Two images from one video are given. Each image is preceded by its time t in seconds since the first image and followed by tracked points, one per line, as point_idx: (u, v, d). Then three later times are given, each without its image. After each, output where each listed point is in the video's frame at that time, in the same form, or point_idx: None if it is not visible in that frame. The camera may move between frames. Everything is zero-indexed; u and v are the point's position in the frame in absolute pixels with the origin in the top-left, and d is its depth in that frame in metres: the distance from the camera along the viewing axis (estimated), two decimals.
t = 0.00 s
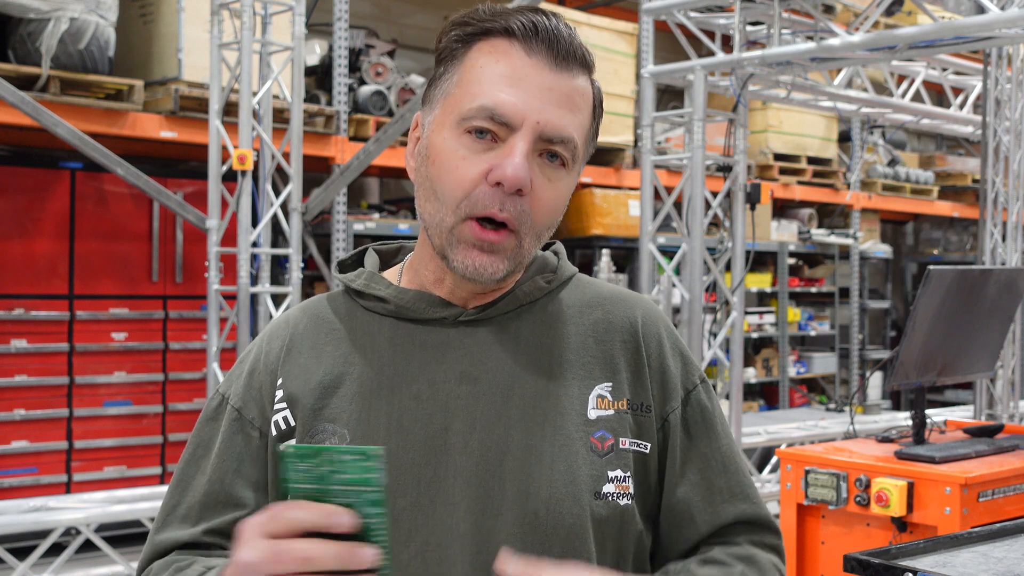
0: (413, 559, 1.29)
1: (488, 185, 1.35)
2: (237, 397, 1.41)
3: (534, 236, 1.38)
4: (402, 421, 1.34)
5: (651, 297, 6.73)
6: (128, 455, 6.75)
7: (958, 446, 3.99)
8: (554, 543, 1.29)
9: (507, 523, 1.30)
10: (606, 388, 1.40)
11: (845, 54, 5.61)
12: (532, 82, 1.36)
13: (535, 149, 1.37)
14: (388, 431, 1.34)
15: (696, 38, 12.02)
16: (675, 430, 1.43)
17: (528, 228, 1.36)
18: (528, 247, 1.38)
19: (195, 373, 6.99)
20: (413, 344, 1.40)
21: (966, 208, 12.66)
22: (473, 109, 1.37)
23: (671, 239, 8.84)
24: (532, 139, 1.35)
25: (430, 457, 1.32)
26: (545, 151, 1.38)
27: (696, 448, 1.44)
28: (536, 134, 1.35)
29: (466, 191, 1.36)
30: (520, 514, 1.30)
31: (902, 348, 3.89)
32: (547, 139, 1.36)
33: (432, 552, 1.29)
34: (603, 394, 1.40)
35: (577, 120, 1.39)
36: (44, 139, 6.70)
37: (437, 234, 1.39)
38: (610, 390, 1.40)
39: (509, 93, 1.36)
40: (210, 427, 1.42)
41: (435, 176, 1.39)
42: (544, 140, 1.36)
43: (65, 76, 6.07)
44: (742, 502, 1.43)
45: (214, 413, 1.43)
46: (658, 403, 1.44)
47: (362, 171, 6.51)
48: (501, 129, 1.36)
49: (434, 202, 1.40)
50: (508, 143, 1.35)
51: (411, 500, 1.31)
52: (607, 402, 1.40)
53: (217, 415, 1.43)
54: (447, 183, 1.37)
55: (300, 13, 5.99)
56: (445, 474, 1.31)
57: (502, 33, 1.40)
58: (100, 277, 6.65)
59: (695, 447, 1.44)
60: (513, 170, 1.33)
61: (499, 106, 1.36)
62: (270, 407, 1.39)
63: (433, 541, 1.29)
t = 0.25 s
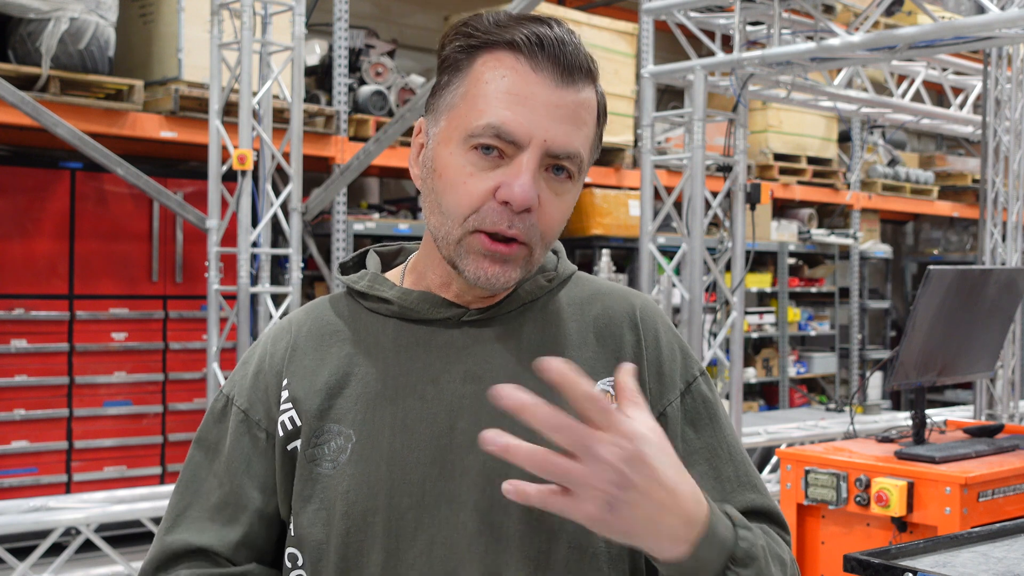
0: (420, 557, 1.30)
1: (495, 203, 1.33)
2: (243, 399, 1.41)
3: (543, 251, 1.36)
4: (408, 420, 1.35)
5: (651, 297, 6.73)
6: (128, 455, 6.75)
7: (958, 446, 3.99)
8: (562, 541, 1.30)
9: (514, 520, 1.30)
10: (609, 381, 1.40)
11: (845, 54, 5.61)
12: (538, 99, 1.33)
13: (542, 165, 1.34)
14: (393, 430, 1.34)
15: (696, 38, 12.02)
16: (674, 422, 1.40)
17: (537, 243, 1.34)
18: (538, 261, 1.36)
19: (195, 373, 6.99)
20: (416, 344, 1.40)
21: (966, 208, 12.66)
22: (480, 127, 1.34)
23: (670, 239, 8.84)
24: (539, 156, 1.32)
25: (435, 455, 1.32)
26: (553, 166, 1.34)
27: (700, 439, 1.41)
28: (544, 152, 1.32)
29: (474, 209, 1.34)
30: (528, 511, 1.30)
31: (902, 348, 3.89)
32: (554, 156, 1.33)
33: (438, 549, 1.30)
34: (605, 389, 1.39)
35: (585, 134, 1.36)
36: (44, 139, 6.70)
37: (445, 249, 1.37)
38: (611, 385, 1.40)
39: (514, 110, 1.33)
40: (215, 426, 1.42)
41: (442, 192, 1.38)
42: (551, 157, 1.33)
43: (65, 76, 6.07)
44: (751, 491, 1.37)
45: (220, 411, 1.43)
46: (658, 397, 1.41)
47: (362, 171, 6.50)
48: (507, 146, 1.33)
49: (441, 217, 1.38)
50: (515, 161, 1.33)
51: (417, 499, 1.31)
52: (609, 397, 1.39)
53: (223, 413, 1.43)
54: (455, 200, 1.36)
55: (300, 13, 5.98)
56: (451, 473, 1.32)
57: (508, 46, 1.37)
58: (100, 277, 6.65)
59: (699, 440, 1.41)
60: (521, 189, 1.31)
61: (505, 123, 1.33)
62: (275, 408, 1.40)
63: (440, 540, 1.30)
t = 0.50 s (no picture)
0: (417, 556, 1.30)
1: (465, 173, 1.37)
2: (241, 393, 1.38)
3: (520, 215, 1.39)
4: (404, 419, 1.34)
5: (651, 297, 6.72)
6: (127, 455, 6.75)
7: (958, 446, 3.99)
8: (560, 540, 1.30)
9: (511, 519, 1.30)
10: (606, 383, 1.40)
11: (845, 54, 5.61)
12: (492, 70, 1.38)
13: (507, 132, 1.38)
14: (390, 430, 1.34)
15: (696, 38, 12.02)
16: (680, 423, 1.41)
17: (512, 208, 1.38)
18: (517, 226, 1.40)
19: (195, 373, 6.99)
20: (414, 343, 1.40)
21: (967, 208, 12.66)
22: (442, 103, 1.40)
23: (670, 239, 8.84)
24: (501, 122, 1.37)
25: (432, 454, 1.32)
26: (518, 132, 1.39)
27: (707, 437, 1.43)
28: (505, 117, 1.37)
29: (446, 182, 1.39)
30: (524, 511, 1.30)
31: (902, 347, 3.89)
32: (517, 120, 1.38)
33: (435, 549, 1.30)
34: (603, 390, 1.40)
35: (546, 98, 1.40)
36: (44, 139, 6.70)
37: (424, 227, 1.42)
38: (610, 385, 1.40)
39: (472, 82, 1.38)
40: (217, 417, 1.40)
41: (416, 172, 1.42)
42: (514, 122, 1.38)
43: (65, 76, 6.07)
44: (763, 484, 1.41)
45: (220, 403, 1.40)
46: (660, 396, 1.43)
47: (362, 171, 6.51)
48: (470, 118, 1.38)
49: (418, 197, 1.42)
50: (479, 131, 1.38)
51: (414, 498, 1.31)
52: (607, 397, 1.39)
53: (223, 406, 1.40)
54: (427, 177, 1.40)
55: (300, 13, 5.98)
56: (447, 472, 1.32)
57: (459, 25, 1.42)
58: (100, 277, 6.65)
59: (703, 436, 1.42)
60: (486, 154, 1.36)
61: (464, 96, 1.38)
62: (272, 402, 1.38)
63: (435, 539, 1.30)
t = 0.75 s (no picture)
0: (418, 555, 1.28)
1: (429, 177, 1.31)
2: (240, 395, 1.38)
3: (488, 218, 1.32)
4: (405, 419, 1.33)
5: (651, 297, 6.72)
6: (127, 455, 6.76)
7: (958, 446, 3.99)
8: (561, 541, 1.29)
9: (516, 518, 1.28)
10: (608, 382, 1.38)
11: (845, 54, 5.61)
12: (456, 72, 1.32)
13: (471, 134, 1.31)
14: (394, 428, 1.32)
15: (696, 38, 12.03)
16: (685, 422, 1.41)
17: (477, 210, 1.31)
18: (487, 230, 1.32)
19: (195, 373, 6.99)
20: (413, 341, 1.37)
21: (967, 208, 12.66)
22: (411, 107, 1.34)
23: (670, 240, 8.84)
24: (465, 125, 1.31)
25: (433, 454, 1.31)
26: (482, 135, 1.32)
27: (713, 439, 1.43)
28: (469, 122, 1.31)
29: (412, 186, 1.32)
30: (527, 512, 1.28)
31: (902, 348, 3.89)
32: (480, 123, 1.31)
33: (436, 549, 1.28)
34: (605, 389, 1.38)
35: (515, 99, 1.33)
36: (44, 139, 6.70)
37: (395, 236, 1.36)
38: (612, 386, 1.38)
39: (438, 83, 1.32)
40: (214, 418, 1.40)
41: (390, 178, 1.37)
42: (478, 125, 1.31)
43: (65, 76, 6.07)
44: (768, 483, 1.43)
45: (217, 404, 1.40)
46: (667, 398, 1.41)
47: (362, 171, 6.50)
48: (435, 122, 1.32)
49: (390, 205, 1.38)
50: (442, 135, 1.32)
51: (415, 497, 1.30)
52: (609, 397, 1.37)
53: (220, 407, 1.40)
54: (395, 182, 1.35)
55: (300, 13, 5.98)
56: (447, 472, 1.30)
57: (432, 29, 1.37)
58: (100, 277, 6.65)
59: (711, 436, 1.43)
60: (446, 158, 1.29)
61: (429, 98, 1.32)
62: (274, 403, 1.37)
63: (437, 538, 1.28)
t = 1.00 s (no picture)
0: (417, 560, 1.26)
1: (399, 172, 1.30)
2: (242, 392, 1.38)
3: (462, 211, 1.29)
4: (407, 419, 1.31)
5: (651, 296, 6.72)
6: (127, 455, 6.76)
7: (958, 446, 3.99)
8: (561, 544, 1.26)
9: (516, 522, 1.26)
10: (611, 388, 1.36)
11: (845, 54, 5.61)
12: (424, 64, 1.31)
13: (440, 126, 1.30)
14: (393, 428, 1.31)
15: (696, 38, 12.03)
16: (690, 430, 1.39)
17: (450, 203, 1.28)
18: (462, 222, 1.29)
19: (195, 373, 6.99)
20: (415, 340, 1.36)
21: (967, 209, 12.66)
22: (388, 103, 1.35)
23: (670, 239, 8.84)
24: (432, 117, 1.29)
25: (434, 454, 1.29)
26: (453, 126, 1.30)
27: (718, 445, 1.41)
28: (436, 113, 1.29)
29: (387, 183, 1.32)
30: (526, 514, 1.26)
31: (902, 348, 3.89)
32: (448, 113, 1.29)
33: (435, 551, 1.26)
34: (608, 395, 1.36)
35: (480, 87, 1.30)
36: (44, 139, 6.70)
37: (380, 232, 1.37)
38: (615, 391, 1.36)
39: (407, 77, 1.32)
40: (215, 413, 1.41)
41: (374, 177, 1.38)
42: (447, 116, 1.29)
43: (65, 76, 6.07)
44: (767, 492, 1.41)
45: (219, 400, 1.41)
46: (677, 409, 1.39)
47: (362, 171, 6.50)
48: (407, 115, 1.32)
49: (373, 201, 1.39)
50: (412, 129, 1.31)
51: (415, 500, 1.28)
52: (612, 402, 1.35)
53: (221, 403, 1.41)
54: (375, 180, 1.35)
55: (300, 13, 5.98)
56: (447, 473, 1.28)
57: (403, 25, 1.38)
58: (100, 277, 6.65)
59: (714, 444, 1.41)
60: (412, 150, 1.28)
61: (399, 93, 1.32)
62: (274, 401, 1.37)
63: (436, 541, 1.26)
